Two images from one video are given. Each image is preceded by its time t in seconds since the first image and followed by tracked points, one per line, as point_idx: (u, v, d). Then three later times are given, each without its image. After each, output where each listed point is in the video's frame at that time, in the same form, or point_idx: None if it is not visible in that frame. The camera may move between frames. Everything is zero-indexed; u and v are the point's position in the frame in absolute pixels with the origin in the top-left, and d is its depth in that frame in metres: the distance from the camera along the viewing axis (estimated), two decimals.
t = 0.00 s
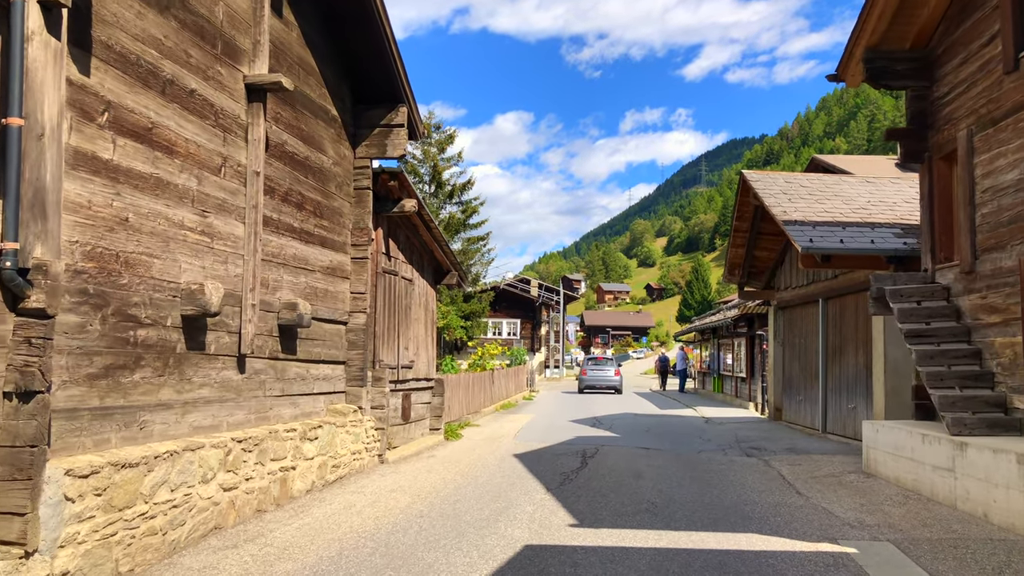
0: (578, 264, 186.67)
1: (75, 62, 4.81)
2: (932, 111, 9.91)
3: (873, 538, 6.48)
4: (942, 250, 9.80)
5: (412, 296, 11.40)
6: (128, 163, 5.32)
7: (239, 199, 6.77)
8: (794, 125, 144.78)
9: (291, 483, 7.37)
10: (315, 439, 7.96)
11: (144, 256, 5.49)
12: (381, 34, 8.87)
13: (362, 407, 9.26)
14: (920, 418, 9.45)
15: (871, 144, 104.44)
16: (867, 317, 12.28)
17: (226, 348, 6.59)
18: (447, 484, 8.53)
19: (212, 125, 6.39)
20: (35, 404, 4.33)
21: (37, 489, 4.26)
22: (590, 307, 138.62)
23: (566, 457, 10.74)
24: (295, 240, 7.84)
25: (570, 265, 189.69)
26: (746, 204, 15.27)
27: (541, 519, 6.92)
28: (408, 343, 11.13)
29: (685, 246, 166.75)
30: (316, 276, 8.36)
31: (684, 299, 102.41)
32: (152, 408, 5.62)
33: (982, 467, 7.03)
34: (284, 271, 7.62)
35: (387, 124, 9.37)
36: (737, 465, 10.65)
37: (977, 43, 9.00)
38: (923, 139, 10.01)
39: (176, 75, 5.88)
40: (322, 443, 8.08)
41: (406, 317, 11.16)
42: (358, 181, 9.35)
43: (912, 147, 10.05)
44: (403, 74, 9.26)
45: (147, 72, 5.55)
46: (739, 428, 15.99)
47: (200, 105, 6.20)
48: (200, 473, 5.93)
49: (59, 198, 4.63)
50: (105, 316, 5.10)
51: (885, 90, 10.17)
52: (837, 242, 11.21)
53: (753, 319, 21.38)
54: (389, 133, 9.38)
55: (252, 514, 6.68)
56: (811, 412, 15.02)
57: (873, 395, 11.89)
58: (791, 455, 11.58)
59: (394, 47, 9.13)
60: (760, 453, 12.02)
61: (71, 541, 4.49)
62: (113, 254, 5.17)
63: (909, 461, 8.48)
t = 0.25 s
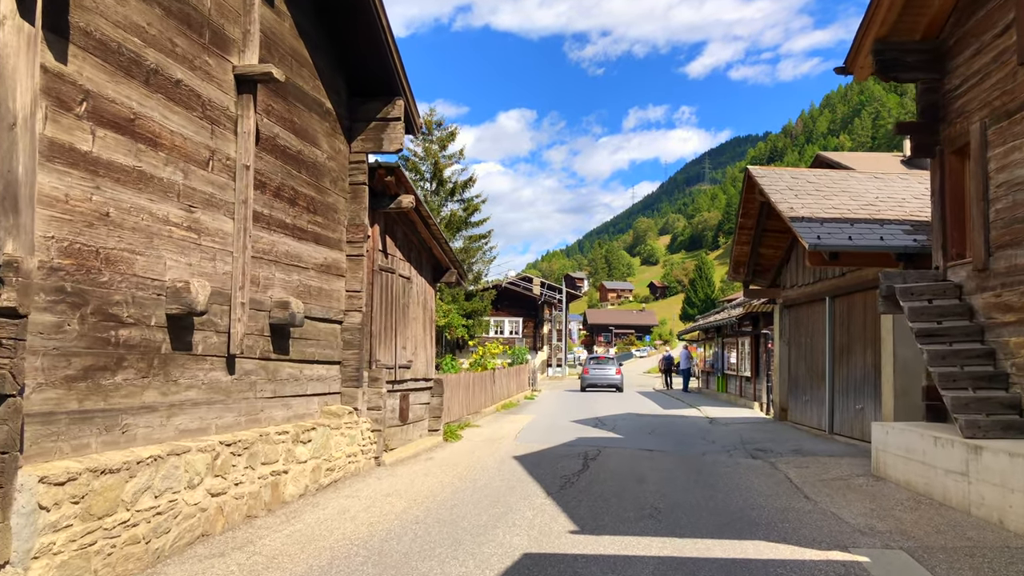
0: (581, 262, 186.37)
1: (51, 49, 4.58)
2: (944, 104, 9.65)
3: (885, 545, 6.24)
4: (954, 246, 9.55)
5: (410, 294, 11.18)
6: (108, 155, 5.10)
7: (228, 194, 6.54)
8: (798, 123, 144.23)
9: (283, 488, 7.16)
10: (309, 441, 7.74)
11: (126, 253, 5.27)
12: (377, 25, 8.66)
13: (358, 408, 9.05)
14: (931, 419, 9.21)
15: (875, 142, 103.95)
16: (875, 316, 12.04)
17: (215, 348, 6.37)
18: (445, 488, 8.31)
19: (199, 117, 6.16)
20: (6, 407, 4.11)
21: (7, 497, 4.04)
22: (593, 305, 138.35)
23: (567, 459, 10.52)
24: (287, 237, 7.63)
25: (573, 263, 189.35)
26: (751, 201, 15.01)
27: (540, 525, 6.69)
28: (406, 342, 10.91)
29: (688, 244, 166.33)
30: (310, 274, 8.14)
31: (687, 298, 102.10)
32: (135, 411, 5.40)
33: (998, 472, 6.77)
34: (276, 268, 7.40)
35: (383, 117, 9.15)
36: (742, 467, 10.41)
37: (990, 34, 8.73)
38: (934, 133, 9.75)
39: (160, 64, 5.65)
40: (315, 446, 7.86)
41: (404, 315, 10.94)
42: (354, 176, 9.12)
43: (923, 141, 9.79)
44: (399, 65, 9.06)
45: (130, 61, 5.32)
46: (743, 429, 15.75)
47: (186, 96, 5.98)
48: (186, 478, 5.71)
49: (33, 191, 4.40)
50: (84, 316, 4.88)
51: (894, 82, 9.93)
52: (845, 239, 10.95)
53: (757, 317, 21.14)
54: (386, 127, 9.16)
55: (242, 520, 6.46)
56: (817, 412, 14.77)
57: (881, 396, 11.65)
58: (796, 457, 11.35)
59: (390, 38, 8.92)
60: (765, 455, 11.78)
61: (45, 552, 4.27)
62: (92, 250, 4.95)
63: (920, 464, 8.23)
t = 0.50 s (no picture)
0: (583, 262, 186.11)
1: (28, 42, 4.40)
2: (952, 101, 9.45)
3: (895, 555, 6.04)
4: (963, 247, 9.34)
5: (408, 295, 10.99)
6: (90, 152, 4.92)
7: (218, 193, 6.36)
8: (799, 122, 143.83)
9: (275, 494, 6.98)
10: (303, 446, 7.56)
11: (109, 254, 5.09)
12: (372, 20, 8.48)
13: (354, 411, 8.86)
14: (939, 423, 9.01)
15: (878, 141, 103.63)
16: (881, 317, 11.84)
17: (204, 352, 6.19)
18: (442, 493, 8.12)
19: (187, 113, 5.98)
20: None
21: None
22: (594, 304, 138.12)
23: (568, 463, 10.32)
24: (280, 236, 7.44)
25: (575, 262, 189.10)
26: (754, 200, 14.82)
27: (539, 533, 6.51)
28: (403, 343, 10.73)
29: (690, 243, 166.02)
30: (304, 274, 7.96)
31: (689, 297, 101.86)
32: (119, 417, 5.21)
33: (1010, 478, 6.58)
34: (269, 269, 7.22)
35: (380, 115, 8.96)
36: (746, 471, 10.22)
37: (1000, 29, 8.53)
38: (942, 130, 9.55)
39: (146, 59, 5.47)
40: (309, 450, 7.68)
41: (402, 316, 10.76)
42: (350, 175, 8.94)
43: (931, 139, 9.59)
44: (396, 62, 8.87)
45: (114, 55, 5.14)
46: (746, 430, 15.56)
47: (174, 92, 5.79)
48: (172, 486, 5.52)
49: (8, 190, 4.23)
50: (63, 319, 4.70)
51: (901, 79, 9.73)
52: (850, 239, 10.76)
53: (760, 317, 20.93)
54: (382, 124, 8.97)
55: (232, 528, 6.28)
56: (822, 414, 14.58)
57: (887, 398, 11.45)
58: (800, 460, 11.15)
59: (387, 34, 8.74)
60: (769, 458, 11.59)
61: (21, 565, 4.09)
62: (72, 251, 4.77)
63: (930, 469, 8.03)
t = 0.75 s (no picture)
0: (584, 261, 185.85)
1: None
2: (960, 93, 9.24)
3: (904, 560, 5.85)
4: (972, 242, 9.12)
5: (405, 292, 10.81)
6: (69, 142, 4.74)
7: (206, 186, 6.18)
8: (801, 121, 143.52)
9: (266, 496, 6.80)
10: (295, 446, 7.38)
11: (89, 247, 4.91)
12: (367, 12, 8.30)
13: (349, 410, 8.69)
14: (947, 423, 8.81)
15: (880, 139, 103.34)
16: (886, 314, 11.64)
17: (191, 349, 6.01)
18: (439, 495, 7.94)
19: (173, 104, 5.79)
20: None
21: None
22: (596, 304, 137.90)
23: (567, 463, 10.14)
24: (272, 231, 7.26)
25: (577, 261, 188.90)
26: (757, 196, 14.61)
27: (537, 536, 6.32)
28: (400, 342, 10.55)
29: (692, 242, 165.73)
30: (297, 271, 7.78)
31: (690, 296, 101.65)
32: (101, 416, 5.04)
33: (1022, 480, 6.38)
34: (260, 265, 7.04)
35: (375, 108, 8.78)
36: (750, 471, 10.02)
37: (1010, 20, 8.33)
38: (950, 124, 9.34)
39: (129, 46, 5.29)
40: (302, 451, 7.50)
41: (399, 314, 10.57)
42: (345, 170, 8.76)
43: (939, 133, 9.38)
44: (391, 54, 8.68)
45: (95, 42, 4.96)
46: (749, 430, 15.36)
47: (159, 81, 5.61)
48: (158, 487, 5.34)
49: None
50: (40, 315, 4.53)
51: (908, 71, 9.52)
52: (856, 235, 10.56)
53: (763, 316, 20.73)
54: (378, 118, 8.79)
55: (220, 531, 6.10)
56: (825, 414, 14.38)
57: (893, 397, 11.26)
58: (804, 461, 10.96)
59: (382, 26, 8.55)
60: (772, 458, 11.39)
61: None
62: (49, 244, 4.59)
63: (938, 471, 7.83)
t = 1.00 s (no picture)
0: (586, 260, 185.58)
1: None
2: (968, 85, 9.02)
3: (912, 565, 5.63)
4: (980, 238, 8.88)
5: (400, 289, 10.61)
6: (41, 128, 4.54)
7: (190, 178, 5.97)
8: (803, 120, 143.17)
9: (253, 497, 6.59)
10: (284, 447, 7.18)
11: (63, 239, 4.71)
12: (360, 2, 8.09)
13: (342, 410, 8.49)
14: (954, 423, 8.59)
15: (883, 138, 103.01)
16: (891, 312, 11.43)
17: (175, 346, 5.81)
18: (433, 496, 7.74)
19: (155, 91, 5.58)
20: None
21: None
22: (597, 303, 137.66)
23: (566, 464, 9.93)
24: (260, 225, 7.06)
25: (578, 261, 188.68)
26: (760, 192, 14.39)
27: (532, 539, 6.11)
28: (395, 340, 10.35)
29: (694, 241, 165.43)
30: (287, 266, 7.57)
31: (692, 295, 101.43)
32: (76, 416, 4.83)
33: None
34: (247, 259, 6.83)
35: (368, 100, 8.57)
36: (752, 473, 9.81)
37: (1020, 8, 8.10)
38: (958, 116, 9.11)
39: (107, 31, 5.08)
40: (292, 451, 7.30)
41: (394, 311, 10.37)
42: (338, 163, 8.56)
43: (946, 125, 9.16)
44: (384, 44, 8.47)
45: (70, 25, 4.76)
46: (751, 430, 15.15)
47: (140, 67, 5.40)
48: (137, 489, 5.13)
49: None
50: (9, 308, 4.33)
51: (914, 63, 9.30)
52: (861, 231, 10.34)
53: (765, 314, 20.52)
54: (371, 110, 8.58)
55: (205, 534, 5.90)
56: (829, 413, 14.16)
57: (898, 397, 11.04)
58: (807, 462, 10.75)
59: (376, 16, 8.33)
60: (775, 459, 11.18)
61: None
62: (18, 235, 4.39)
63: (947, 472, 7.61)
